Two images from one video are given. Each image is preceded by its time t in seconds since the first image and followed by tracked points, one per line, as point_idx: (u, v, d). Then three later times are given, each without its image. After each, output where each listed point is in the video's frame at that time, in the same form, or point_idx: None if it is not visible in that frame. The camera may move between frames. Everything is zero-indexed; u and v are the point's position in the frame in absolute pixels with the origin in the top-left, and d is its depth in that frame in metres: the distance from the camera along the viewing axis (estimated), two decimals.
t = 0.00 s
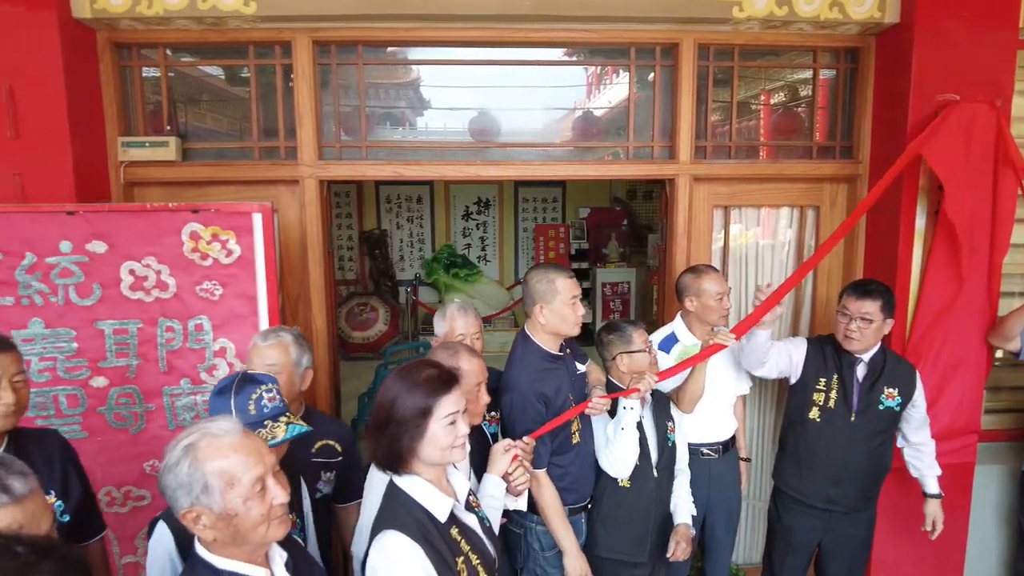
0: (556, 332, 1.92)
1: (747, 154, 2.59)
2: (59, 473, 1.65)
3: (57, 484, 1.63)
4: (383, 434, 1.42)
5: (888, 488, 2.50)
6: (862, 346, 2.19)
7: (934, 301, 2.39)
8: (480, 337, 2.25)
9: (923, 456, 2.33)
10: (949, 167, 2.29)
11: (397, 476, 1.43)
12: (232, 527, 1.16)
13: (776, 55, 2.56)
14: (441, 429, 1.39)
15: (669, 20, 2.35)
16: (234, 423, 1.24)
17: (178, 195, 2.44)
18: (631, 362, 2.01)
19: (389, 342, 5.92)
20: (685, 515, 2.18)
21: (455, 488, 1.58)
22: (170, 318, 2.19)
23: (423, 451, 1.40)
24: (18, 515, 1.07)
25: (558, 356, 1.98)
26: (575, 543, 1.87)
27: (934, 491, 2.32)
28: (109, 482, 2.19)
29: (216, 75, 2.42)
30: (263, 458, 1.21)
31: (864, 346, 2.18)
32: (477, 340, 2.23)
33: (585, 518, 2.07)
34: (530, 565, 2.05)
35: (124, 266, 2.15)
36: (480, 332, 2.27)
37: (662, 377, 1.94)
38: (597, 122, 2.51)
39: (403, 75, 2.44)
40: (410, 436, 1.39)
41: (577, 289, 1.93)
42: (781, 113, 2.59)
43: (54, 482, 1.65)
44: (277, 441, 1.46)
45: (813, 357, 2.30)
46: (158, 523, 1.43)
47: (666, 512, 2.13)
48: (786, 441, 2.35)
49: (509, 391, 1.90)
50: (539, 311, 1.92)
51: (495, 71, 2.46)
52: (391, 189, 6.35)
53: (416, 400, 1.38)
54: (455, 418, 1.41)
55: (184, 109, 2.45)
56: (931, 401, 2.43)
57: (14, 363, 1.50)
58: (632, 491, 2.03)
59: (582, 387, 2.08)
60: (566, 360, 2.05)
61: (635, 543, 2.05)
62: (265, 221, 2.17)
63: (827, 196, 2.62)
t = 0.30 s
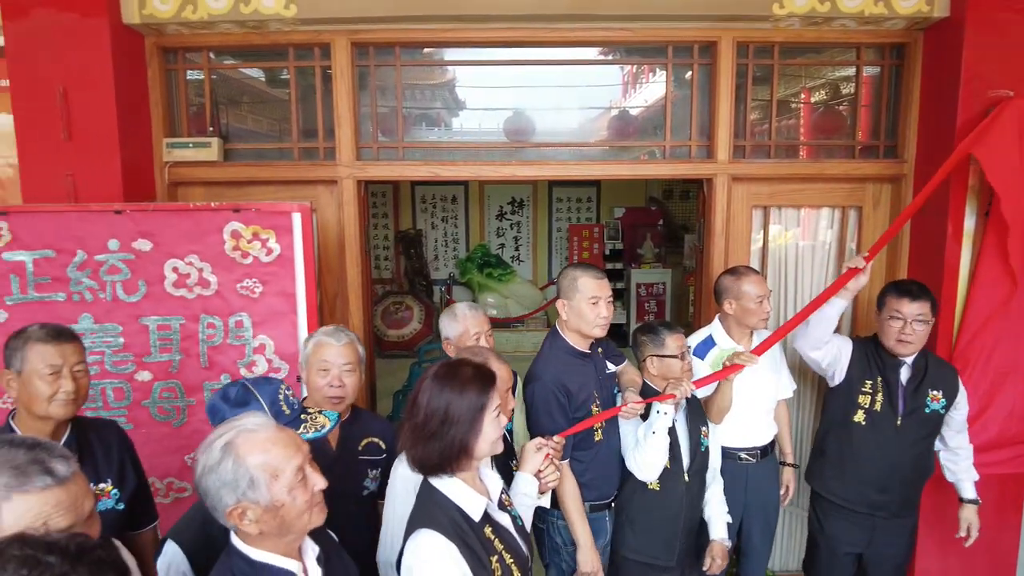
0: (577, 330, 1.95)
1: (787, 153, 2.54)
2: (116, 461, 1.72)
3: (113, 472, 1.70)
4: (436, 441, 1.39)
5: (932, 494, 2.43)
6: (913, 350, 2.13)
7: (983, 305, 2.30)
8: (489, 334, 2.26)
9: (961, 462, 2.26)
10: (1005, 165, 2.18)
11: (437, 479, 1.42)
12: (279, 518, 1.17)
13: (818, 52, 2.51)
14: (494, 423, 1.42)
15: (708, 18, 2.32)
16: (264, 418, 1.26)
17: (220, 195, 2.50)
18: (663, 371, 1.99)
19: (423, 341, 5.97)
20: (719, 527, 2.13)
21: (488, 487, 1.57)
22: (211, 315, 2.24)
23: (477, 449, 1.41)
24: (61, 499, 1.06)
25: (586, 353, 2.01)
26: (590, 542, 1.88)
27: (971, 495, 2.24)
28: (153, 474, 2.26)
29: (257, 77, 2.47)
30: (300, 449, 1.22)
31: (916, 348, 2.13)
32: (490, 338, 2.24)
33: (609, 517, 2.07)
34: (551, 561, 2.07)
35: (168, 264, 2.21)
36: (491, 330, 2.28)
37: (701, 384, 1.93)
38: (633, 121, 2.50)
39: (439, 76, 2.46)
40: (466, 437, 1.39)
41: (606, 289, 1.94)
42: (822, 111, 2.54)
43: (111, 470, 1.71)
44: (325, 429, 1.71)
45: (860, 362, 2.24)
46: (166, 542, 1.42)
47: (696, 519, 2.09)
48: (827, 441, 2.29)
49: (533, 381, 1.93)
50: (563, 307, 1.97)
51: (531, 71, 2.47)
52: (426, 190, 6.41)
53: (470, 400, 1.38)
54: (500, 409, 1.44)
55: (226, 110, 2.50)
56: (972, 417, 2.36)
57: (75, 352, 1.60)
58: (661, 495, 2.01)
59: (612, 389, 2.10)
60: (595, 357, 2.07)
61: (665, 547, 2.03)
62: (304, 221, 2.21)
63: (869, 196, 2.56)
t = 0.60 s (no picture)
0: (606, 332, 1.93)
1: (832, 152, 2.47)
2: (173, 450, 1.81)
3: (170, 461, 1.80)
4: (474, 439, 1.40)
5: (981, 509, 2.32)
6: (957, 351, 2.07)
7: None
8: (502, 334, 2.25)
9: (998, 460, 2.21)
10: None
11: (475, 477, 1.43)
12: (320, 511, 1.19)
13: (864, 48, 2.44)
14: (530, 423, 1.42)
15: (751, 15, 2.28)
16: (299, 413, 1.27)
17: (264, 195, 2.56)
18: (694, 374, 1.99)
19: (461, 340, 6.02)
20: (762, 535, 2.09)
21: (523, 487, 1.57)
22: (255, 312, 2.29)
23: (514, 448, 1.41)
24: (115, 488, 1.10)
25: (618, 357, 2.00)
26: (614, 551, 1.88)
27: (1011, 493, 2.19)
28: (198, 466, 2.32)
29: (299, 79, 2.53)
30: (335, 443, 1.24)
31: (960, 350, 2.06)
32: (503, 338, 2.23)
33: (641, 524, 2.04)
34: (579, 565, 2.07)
35: (213, 262, 2.27)
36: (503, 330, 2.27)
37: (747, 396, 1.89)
38: (673, 120, 2.47)
39: (478, 77, 2.48)
40: (504, 436, 1.39)
41: (634, 291, 1.91)
42: (868, 109, 2.47)
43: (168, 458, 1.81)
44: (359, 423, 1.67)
45: (901, 366, 2.18)
46: (194, 546, 1.43)
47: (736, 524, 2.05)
48: (869, 451, 2.22)
49: (560, 384, 1.93)
50: (590, 309, 1.96)
51: (569, 71, 2.46)
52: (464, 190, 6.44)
53: (508, 399, 1.39)
54: (536, 409, 1.44)
55: (270, 112, 2.56)
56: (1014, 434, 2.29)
57: (140, 343, 1.69)
58: (702, 500, 1.98)
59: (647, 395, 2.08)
60: (626, 361, 2.05)
61: (705, 552, 1.99)
62: (345, 220, 2.24)
63: (918, 196, 2.48)
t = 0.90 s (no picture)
0: (655, 339, 1.91)
1: (889, 150, 2.38)
2: (236, 443, 1.89)
3: (233, 452, 1.88)
4: (519, 441, 1.39)
5: None
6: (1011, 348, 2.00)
7: None
8: (541, 334, 2.23)
9: None
10: None
11: (517, 479, 1.41)
12: (364, 507, 1.20)
13: (926, 41, 2.34)
14: (575, 423, 1.41)
15: (804, 10, 2.21)
16: (341, 410, 1.29)
17: (313, 195, 2.63)
18: (738, 380, 1.97)
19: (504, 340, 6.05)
20: (814, 543, 2.03)
21: (566, 490, 1.55)
22: (304, 309, 2.35)
23: (559, 450, 1.40)
24: (172, 482, 1.14)
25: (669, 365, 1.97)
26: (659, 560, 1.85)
27: None
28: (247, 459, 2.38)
29: (348, 81, 2.57)
30: (378, 440, 1.25)
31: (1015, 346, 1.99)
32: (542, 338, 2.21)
33: (684, 535, 2.01)
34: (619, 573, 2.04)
35: (264, 260, 2.33)
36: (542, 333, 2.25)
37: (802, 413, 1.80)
38: (722, 118, 2.42)
39: (523, 77, 2.48)
40: (549, 438, 1.38)
41: (685, 294, 1.88)
42: (929, 104, 2.37)
43: (233, 449, 1.89)
44: (401, 410, 1.63)
45: (951, 371, 2.08)
46: (248, 529, 1.46)
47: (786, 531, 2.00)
48: (928, 463, 2.11)
49: (606, 391, 1.93)
50: (637, 315, 1.94)
51: (615, 69, 2.44)
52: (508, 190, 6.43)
53: (553, 401, 1.38)
54: (580, 410, 1.43)
55: (320, 113, 2.61)
56: None
57: (214, 337, 1.78)
58: (750, 510, 1.93)
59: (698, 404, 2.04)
60: (678, 369, 2.01)
61: (752, 561, 1.95)
62: (392, 220, 2.28)
63: (983, 196, 2.36)
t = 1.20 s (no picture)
0: (700, 340, 1.89)
1: (942, 149, 2.30)
2: (289, 434, 1.95)
3: (285, 445, 1.93)
4: (560, 443, 1.37)
5: None
6: None
7: None
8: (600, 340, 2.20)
9: None
10: None
11: (554, 482, 1.41)
12: (407, 502, 1.22)
13: (983, 35, 2.25)
14: (614, 425, 1.40)
15: (853, 5, 2.15)
16: (390, 406, 1.31)
17: (356, 195, 2.67)
18: (783, 384, 1.92)
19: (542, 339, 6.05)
20: (853, 549, 1.98)
21: (603, 493, 1.53)
22: (347, 307, 2.39)
23: (599, 451, 1.40)
24: (214, 474, 1.18)
25: (711, 366, 1.94)
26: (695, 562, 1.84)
27: None
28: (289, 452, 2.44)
29: (390, 83, 2.61)
30: (422, 436, 1.26)
31: None
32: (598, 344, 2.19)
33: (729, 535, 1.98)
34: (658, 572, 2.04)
35: (308, 258, 2.38)
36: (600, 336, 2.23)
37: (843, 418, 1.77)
38: (766, 116, 2.37)
39: (564, 77, 2.48)
40: (590, 439, 1.37)
41: (732, 295, 1.86)
42: (986, 100, 2.28)
43: (284, 440, 1.95)
44: (436, 400, 1.67)
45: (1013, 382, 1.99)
46: (289, 521, 1.50)
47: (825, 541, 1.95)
48: (1005, 482, 2.01)
49: (646, 391, 1.91)
50: (684, 315, 1.92)
51: (657, 68, 2.41)
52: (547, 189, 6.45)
53: (595, 401, 1.37)
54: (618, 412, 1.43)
55: (363, 115, 2.65)
56: None
57: (269, 334, 1.83)
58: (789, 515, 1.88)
59: (740, 406, 2.01)
60: (721, 370, 1.98)
61: (793, 568, 1.91)
62: (432, 220, 2.30)
63: None
